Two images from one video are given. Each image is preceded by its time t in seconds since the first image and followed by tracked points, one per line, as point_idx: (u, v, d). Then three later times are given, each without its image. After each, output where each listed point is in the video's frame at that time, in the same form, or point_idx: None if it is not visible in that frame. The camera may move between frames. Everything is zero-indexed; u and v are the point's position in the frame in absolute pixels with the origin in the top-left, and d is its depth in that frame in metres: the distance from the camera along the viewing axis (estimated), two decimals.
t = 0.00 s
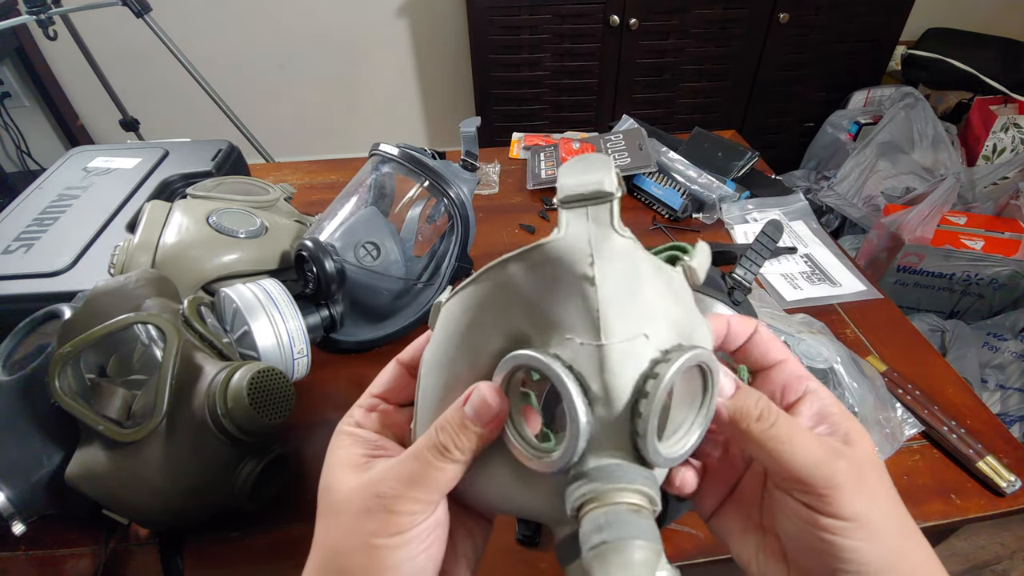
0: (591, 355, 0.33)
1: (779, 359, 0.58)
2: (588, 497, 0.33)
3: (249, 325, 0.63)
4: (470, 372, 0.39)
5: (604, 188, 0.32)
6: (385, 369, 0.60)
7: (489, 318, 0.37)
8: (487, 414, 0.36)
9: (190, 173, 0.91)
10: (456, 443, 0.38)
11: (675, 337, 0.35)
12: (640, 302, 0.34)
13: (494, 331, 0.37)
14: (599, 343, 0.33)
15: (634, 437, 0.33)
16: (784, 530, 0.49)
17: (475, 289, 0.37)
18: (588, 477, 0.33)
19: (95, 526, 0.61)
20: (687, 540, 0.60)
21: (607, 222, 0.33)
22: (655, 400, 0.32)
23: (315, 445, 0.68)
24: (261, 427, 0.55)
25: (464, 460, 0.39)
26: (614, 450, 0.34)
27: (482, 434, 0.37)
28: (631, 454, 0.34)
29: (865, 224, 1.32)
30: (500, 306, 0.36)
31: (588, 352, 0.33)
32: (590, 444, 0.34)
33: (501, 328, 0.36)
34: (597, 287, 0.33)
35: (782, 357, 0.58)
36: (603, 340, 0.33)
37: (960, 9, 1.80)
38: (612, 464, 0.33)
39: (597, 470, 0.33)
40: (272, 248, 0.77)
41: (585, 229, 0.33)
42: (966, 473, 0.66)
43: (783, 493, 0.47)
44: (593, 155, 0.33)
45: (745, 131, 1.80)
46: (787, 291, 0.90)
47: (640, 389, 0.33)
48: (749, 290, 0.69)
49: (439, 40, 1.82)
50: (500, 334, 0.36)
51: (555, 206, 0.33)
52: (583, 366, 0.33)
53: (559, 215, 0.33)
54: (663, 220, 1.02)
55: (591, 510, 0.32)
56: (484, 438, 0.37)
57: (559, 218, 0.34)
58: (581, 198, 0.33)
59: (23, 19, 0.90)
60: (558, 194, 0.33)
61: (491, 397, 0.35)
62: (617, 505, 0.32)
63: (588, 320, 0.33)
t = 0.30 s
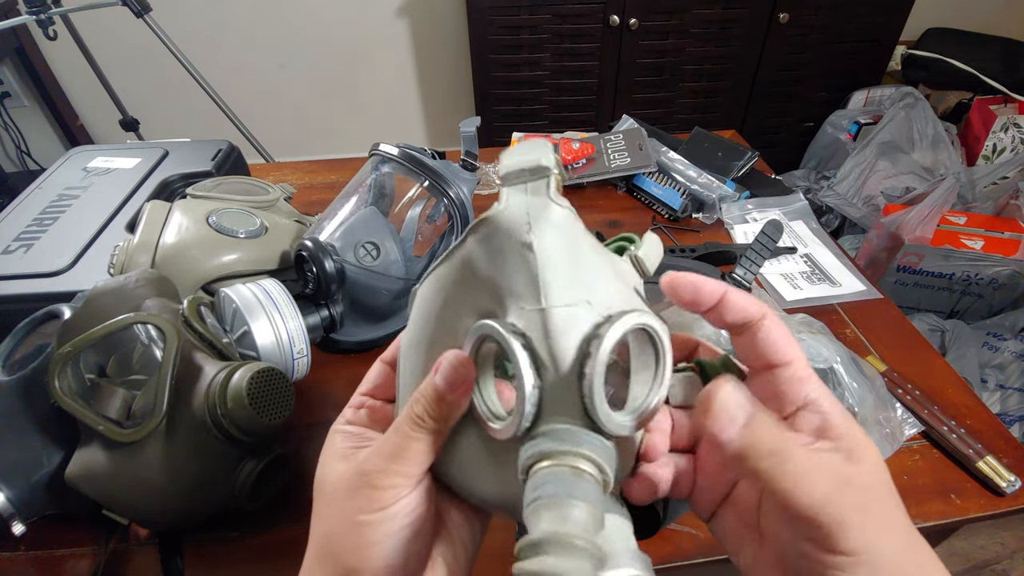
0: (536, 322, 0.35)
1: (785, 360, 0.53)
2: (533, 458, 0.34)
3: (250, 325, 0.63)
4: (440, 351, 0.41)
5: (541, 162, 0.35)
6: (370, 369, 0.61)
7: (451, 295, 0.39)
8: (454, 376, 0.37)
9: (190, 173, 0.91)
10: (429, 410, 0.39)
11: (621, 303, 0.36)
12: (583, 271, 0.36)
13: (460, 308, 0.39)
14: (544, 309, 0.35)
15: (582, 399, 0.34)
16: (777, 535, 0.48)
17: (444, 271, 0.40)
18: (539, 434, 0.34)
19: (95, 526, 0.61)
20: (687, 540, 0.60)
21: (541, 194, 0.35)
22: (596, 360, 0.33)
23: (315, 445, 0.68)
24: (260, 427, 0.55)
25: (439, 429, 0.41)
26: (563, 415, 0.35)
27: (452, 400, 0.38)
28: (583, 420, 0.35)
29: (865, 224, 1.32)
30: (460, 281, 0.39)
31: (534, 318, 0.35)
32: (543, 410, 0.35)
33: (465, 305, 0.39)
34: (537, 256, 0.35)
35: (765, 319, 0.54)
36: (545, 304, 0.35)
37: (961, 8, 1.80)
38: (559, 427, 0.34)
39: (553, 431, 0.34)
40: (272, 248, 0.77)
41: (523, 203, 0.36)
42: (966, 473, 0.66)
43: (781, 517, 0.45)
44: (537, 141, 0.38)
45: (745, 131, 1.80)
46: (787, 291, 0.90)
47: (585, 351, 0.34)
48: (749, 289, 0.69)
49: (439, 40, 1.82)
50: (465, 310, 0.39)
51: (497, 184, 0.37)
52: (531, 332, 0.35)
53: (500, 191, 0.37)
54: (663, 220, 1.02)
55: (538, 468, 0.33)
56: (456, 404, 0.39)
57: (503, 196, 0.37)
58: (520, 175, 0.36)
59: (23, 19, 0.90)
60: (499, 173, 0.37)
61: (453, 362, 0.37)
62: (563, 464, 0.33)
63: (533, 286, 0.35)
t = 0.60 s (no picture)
0: (555, 322, 0.36)
1: (763, 361, 0.53)
2: (558, 469, 0.34)
3: (249, 325, 0.63)
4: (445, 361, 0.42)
5: (566, 171, 0.39)
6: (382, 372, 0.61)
7: (464, 299, 0.41)
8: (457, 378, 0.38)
9: (190, 173, 0.91)
10: (431, 418, 0.40)
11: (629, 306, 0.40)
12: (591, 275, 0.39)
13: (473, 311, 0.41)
14: (563, 309, 0.36)
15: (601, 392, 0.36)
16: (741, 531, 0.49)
17: (458, 273, 0.42)
18: (559, 446, 0.35)
19: (95, 527, 0.61)
20: (687, 540, 0.60)
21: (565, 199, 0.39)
22: (614, 356, 0.36)
23: (315, 445, 0.68)
24: (260, 427, 0.55)
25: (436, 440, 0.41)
26: (582, 416, 0.36)
27: (453, 404, 0.39)
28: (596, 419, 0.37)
29: (865, 224, 1.32)
30: (477, 283, 0.41)
31: (552, 317, 0.37)
32: (561, 411, 0.35)
33: (476, 307, 0.41)
34: (559, 257, 0.37)
35: (735, 327, 0.54)
36: (565, 303, 0.37)
37: (960, 8, 1.80)
38: (584, 427, 0.35)
39: (566, 435, 0.35)
40: (272, 248, 0.77)
41: (547, 204, 0.39)
42: (967, 473, 0.66)
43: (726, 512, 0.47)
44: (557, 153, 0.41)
45: (745, 131, 1.80)
46: (787, 291, 0.90)
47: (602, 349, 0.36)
48: (749, 290, 0.69)
49: (439, 40, 1.82)
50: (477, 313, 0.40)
51: (521, 186, 0.40)
52: (549, 331, 0.36)
53: (525, 193, 0.40)
54: (663, 220, 1.02)
55: (564, 478, 0.33)
56: (456, 408, 0.39)
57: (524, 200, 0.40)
58: (541, 180, 0.39)
59: (22, 18, 0.90)
60: (523, 176, 0.40)
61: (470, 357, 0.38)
62: (590, 465, 0.33)
63: (553, 286, 0.37)
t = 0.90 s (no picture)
0: (554, 309, 0.37)
1: (766, 361, 0.54)
2: (570, 449, 0.35)
3: (250, 325, 0.63)
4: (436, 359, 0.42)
5: (563, 161, 0.38)
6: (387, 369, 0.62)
7: (455, 295, 0.41)
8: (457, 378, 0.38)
9: (190, 173, 0.91)
10: (412, 421, 0.39)
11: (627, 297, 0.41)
12: (593, 265, 0.40)
13: (464, 309, 0.40)
14: (563, 296, 0.37)
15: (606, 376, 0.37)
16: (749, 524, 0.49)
17: (444, 270, 0.41)
18: (570, 428, 0.36)
19: (94, 527, 0.61)
20: (687, 540, 0.59)
21: (566, 194, 0.39)
22: (616, 338, 0.37)
23: (315, 445, 0.68)
24: (261, 427, 0.56)
25: (419, 442, 0.40)
26: (588, 398, 0.37)
27: (432, 407, 0.38)
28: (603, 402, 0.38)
29: (865, 224, 1.31)
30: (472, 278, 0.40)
31: (551, 305, 0.37)
32: (568, 396, 0.37)
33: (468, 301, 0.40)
34: (561, 245, 0.38)
35: (737, 329, 0.55)
36: (566, 290, 0.37)
37: (960, 8, 1.80)
38: (590, 410, 0.37)
39: (576, 418, 0.36)
40: (272, 248, 0.77)
41: (548, 199, 0.39)
42: (967, 473, 0.66)
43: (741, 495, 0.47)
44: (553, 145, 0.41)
45: (745, 131, 1.80)
46: (787, 291, 0.90)
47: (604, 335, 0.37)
48: (749, 290, 0.70)
49: (439, 40, 1.82)
50: (469, 310, 0.40)
51: (522, 183, 0.40)
52: (546, 321, 0.37)
53: (526, 190, 0.40)
54: (663, 220, 1.02)
55: (576, 457, 0.35)
56: (435, 411, 0.38)
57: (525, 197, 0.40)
58: (542, 176, 0.39)
59: (23, 19, 0.90)
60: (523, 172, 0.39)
61: (462, 368, 0.38)
62: (603, 443, 0.35)
63: (551, 276, 0.38)
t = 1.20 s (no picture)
0: (539, 311, 0.38)
1: (766, 361, 0.54)
2: (552, 449, 0.35)
3: (250, 325, 0.63)
4: (421, 360, 0.42)
5: (544, 165, 0.38)
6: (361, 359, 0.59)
7: (441, 296, 0.41)
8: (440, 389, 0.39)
9: (190, 173, 0.91)
10: (451, 464, 0.36)
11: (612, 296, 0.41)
12: (576, 268, 0.40)
13: (450, 310, 0.40)
14: (547, 298, 0.38)
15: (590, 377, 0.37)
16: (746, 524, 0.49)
17: (433, 269, 0.41)
18: (553, 428, 0.36)
19: (94, 527, 0.61)
20: (687, 540, 0.59)
21: (546, 196, 0.38)
22: (600, 338, 0.36)
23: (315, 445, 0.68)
24: (261, 427, 0.56)
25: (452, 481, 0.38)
26: (569, 397, 0.37)
27: (479, 455, 0.36)
28: (588, 398, 0.38)
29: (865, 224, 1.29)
30: (456, 280, 0.40)
31: (536, 307, 0.38)
32: (551, 394, 0.37)
33: (454, 302, 0.40)
34: (545, 248, 0.38)
35: (739, 330, 0.56)
36: (550, 292, 0.38)
37: (960, 9, 1.80)
38: (575, 409, 0.37)
39: (560, 416, 0.36)
40: (272, 248, 0.77)
41: (530, 200, 0.38)
42: (967, 473, 0.66)
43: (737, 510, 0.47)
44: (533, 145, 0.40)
45: (745, 131, 1.80)
46: (787, 291, 0.90)
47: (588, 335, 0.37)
48: (750, 290, 0.70)
49: (439, 39, 1.82)
50: (455, 310, 0.40)
51: (500, 185, 0.38)
52: (530, 322, 0.38)
53: (504, 192, 0.38)
54: (663, 220, 1.02)
55: (559, 455, 0.35)
56: (481, 460, 0.36)
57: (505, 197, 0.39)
58: (524, 178, 0.38)
59: (23, 19, 0.90)
60: (502, 175, 0.38)
61: (448, 384, 0.38)
62: (585, 442, 0.35)
63: (536, 279, 0.38)
